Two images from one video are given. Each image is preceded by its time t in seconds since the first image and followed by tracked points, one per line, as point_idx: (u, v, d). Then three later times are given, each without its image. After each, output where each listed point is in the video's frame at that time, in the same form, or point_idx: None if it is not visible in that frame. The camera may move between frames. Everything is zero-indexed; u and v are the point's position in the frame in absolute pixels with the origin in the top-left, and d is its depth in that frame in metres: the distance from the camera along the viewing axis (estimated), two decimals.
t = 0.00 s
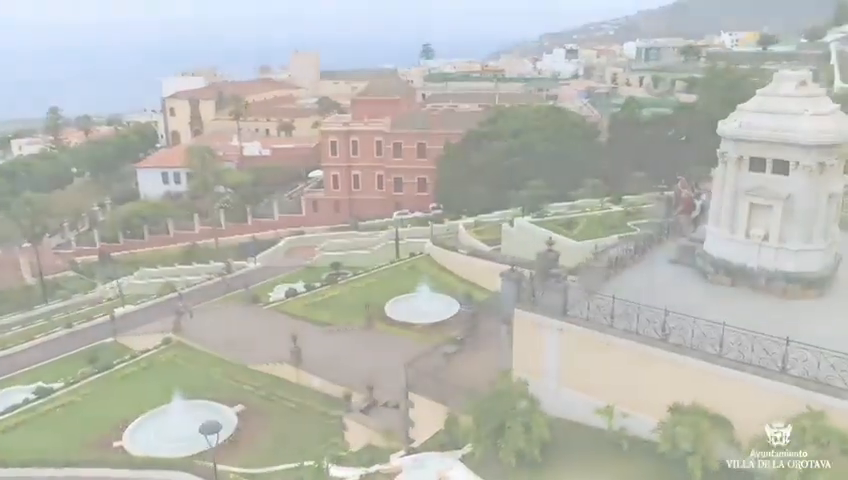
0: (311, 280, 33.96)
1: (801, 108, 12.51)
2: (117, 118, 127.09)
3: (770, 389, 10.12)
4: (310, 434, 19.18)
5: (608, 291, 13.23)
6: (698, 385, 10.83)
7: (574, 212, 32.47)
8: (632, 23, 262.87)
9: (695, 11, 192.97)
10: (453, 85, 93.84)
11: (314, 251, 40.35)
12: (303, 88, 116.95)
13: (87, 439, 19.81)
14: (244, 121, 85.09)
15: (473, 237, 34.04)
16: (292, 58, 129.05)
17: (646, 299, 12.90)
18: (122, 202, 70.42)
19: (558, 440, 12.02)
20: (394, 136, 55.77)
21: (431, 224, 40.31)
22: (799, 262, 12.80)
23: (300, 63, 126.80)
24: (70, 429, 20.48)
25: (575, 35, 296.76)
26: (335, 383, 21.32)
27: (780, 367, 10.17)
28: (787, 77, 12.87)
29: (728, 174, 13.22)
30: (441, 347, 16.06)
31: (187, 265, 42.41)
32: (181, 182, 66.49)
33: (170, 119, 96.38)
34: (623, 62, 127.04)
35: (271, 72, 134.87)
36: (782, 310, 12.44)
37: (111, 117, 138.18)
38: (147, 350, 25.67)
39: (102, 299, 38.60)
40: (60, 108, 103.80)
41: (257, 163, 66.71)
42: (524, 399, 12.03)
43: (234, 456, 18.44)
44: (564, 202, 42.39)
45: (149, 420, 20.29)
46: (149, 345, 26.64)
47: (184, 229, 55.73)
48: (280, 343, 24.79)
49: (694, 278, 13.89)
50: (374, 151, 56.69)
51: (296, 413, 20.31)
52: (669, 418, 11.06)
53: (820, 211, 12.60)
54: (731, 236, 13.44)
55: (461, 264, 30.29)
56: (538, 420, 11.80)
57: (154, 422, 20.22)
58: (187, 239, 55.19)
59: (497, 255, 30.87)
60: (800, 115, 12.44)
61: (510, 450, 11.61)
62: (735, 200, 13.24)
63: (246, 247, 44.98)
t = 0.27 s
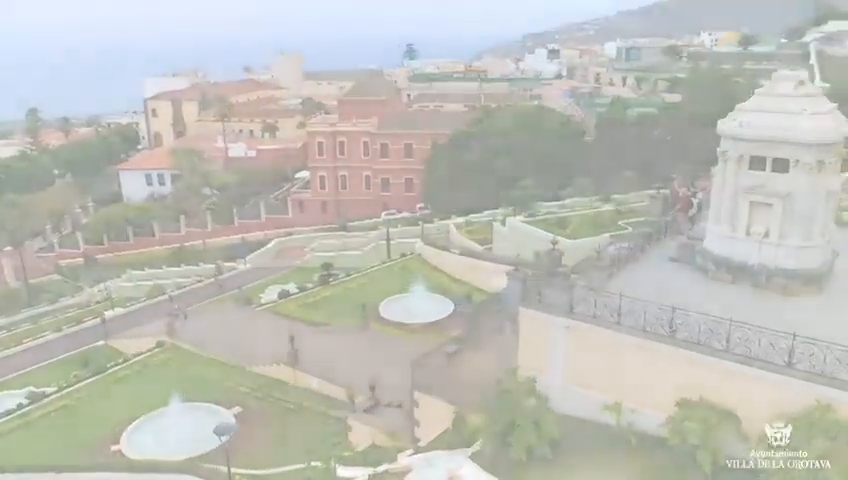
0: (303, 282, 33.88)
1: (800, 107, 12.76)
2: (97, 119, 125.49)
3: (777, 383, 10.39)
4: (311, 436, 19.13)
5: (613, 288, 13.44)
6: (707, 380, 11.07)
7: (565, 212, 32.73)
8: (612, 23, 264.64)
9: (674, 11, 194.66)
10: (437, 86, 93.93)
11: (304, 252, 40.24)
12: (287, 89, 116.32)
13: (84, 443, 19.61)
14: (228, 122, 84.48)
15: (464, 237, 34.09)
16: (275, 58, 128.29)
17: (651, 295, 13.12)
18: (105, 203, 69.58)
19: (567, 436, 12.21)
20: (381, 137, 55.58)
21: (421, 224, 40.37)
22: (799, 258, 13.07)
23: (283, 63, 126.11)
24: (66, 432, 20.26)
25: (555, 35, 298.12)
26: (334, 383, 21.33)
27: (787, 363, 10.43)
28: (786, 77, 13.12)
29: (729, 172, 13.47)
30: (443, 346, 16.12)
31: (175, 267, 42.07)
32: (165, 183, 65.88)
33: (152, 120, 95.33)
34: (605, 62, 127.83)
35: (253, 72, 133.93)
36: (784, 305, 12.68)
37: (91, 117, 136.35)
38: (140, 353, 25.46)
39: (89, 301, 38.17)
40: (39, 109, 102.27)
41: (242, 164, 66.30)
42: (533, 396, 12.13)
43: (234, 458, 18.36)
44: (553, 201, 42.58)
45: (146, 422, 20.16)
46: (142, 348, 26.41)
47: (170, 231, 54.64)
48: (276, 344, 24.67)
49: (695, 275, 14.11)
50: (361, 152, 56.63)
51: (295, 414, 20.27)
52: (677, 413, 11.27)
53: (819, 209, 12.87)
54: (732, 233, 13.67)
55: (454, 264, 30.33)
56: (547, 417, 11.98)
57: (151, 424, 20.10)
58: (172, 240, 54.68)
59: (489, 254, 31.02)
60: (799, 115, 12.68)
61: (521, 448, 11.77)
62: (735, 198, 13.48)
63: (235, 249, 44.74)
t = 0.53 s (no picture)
0: (297, 282, 33.81)
1: (800, 106, 12.99)
2: (81, 119, 124.02)
3: (783, 379, 10.63)
4: (313, 436, 19.12)
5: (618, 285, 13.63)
6: (712, 375, 11.32)
7: (559, 211, 32.96)
8: (597, 23, 265.70)
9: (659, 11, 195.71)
10: (426, 86, 93.87)
11: (297, 253, 40.14)
12: (273, 89, 115.70)
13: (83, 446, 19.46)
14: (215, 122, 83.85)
15: (459, 237, 34.05)
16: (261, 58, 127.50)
17: (656, 291, 13.32)
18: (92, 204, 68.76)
19: (576, 433, 12.37)
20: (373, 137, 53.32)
21: (415, 224, 40.41)
22: (799, 255, 13.30)
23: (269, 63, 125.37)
24: (64, 435, 20.08)
25: (541, 35, 298.87)
26: (334, 383, 21.35)
27: (793, 358, 10.68)
28: (786, 77, 13.34)
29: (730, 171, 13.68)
30: (447, 345, 16.17)
31: (167, 268, 41.77)
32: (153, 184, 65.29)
33: (138, 120, 94.43)
34: (591, 62, 128.22)
35: (238, 72, 132.94)
36: (786, 300, 12.88)
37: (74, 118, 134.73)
38: (137, 355, 25.28)
39: (80, 304, 37.80)
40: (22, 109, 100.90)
41: (231, 165, 65.87)
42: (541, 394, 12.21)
43: (236, 460, 18.30)
44: (546, 201, 42.61)
45: (148, 422, 20.01)
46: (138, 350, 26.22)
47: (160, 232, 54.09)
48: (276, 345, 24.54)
49: (697, 272, 14.26)
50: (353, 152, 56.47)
51: (296, 415, 20.25)
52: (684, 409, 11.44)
53: (820, 206, 13.10)
54: (733, 231, 13.84)
55: (451, 264, 30.23)
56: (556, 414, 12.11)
57: (153, 423, 19.93)
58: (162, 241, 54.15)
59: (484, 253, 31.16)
60: (800, 114, 12.89)
61: (531, 446, 11.89)
62: (737, 197, 13.68)
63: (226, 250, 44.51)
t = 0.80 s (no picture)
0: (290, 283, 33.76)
1: (801, 105, 13.28)
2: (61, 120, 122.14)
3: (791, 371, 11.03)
4: (315, 436, 19.12)
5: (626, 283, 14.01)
6: (724, 369, 11.72)
7: (551, 210, 33.29)
8: (579, 23, 266.92)
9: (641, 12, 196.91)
10: (411, 87, 93.67)
11: (289, 254, 40.04)
12: (257, 89, 114.88)
13: (83, 449, 19.26)
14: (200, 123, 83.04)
15: (452, 237, 34.09)
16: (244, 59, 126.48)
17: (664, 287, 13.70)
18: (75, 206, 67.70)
19: (590, 429, 12.60)
20: (363, 137, 53.04)
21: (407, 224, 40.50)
22: (802, 250, 13.56)
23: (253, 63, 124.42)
24: (63, 439, 19.86)
25: (523, 35, 299.69)
26: (336, 383, 21.39)
27: (802, 351, 11.11)
28: (787, 77, 13.64)
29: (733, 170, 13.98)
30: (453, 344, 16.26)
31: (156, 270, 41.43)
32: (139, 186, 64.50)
33: (121, 121, 93.33)
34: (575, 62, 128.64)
35: (221, 73, 131.83)
36: (790, 294, 13.10)
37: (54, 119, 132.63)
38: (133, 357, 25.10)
39: (70, 307, 37.37)
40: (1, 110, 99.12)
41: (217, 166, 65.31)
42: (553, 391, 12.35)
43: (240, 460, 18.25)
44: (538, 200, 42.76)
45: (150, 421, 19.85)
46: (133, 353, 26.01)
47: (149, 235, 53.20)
48: (274, 345, 24.64)
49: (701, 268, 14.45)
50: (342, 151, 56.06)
51: (298, 415, 20.25)
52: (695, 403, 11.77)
53: (821, 203, 13.40)
54: (736, 229, 14.08)
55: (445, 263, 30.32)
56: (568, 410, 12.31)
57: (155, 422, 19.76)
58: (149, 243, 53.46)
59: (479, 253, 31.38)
60: (802, 113, 13.18)
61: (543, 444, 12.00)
62: (739, 195, 13.95)
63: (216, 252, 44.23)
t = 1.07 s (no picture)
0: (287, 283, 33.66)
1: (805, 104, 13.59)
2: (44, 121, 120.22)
3: (801, 367, 11.70)
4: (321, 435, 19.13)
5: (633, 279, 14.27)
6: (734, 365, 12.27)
7: (547, 209, 33.57)
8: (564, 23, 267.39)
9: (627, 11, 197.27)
10: (400, 86, 93.09)
11: (284, 254, 39.88)
12: (244, 89, 113.72)
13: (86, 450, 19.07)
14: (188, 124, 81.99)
15: (449, 237, 34.11)
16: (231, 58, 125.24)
17: (670, 283, 14.03)
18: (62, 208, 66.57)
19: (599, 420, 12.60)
20: (354, 137, 51.42)
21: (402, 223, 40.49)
22: (805, 248, 13.83)
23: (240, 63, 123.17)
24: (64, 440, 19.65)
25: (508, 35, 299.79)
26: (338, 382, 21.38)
27: (811, 346, 11.75)
28: (791, 77, 13.94)
29: (737, 168, 14.34)
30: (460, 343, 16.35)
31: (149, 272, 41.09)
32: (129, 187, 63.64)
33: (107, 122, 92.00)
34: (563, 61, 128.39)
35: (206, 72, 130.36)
36: (795, 290, 13.26)
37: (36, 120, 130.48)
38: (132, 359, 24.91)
39: (62, 310, 36.93)
40: None
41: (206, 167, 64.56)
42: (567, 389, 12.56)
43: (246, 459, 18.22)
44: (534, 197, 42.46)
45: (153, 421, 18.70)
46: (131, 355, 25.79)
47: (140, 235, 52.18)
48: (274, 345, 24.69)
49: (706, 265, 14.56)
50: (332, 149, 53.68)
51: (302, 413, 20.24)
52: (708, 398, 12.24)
53: (823, 202, 13.79)
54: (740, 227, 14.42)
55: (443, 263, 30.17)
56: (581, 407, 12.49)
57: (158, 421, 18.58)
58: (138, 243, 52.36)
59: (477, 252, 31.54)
60: (806, 111, 13.48)
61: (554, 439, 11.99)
62: (743, 193, 14.34)
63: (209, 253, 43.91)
